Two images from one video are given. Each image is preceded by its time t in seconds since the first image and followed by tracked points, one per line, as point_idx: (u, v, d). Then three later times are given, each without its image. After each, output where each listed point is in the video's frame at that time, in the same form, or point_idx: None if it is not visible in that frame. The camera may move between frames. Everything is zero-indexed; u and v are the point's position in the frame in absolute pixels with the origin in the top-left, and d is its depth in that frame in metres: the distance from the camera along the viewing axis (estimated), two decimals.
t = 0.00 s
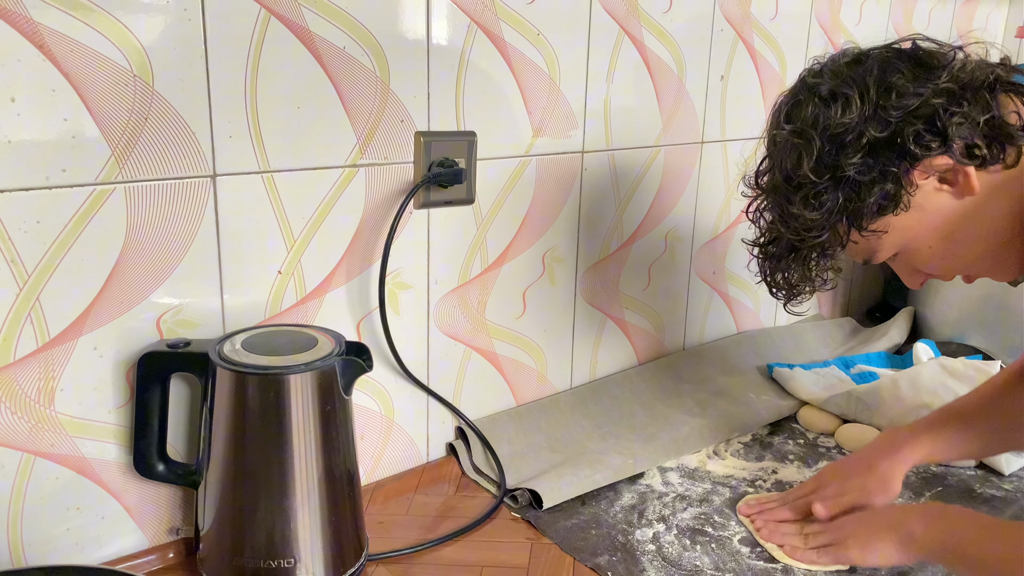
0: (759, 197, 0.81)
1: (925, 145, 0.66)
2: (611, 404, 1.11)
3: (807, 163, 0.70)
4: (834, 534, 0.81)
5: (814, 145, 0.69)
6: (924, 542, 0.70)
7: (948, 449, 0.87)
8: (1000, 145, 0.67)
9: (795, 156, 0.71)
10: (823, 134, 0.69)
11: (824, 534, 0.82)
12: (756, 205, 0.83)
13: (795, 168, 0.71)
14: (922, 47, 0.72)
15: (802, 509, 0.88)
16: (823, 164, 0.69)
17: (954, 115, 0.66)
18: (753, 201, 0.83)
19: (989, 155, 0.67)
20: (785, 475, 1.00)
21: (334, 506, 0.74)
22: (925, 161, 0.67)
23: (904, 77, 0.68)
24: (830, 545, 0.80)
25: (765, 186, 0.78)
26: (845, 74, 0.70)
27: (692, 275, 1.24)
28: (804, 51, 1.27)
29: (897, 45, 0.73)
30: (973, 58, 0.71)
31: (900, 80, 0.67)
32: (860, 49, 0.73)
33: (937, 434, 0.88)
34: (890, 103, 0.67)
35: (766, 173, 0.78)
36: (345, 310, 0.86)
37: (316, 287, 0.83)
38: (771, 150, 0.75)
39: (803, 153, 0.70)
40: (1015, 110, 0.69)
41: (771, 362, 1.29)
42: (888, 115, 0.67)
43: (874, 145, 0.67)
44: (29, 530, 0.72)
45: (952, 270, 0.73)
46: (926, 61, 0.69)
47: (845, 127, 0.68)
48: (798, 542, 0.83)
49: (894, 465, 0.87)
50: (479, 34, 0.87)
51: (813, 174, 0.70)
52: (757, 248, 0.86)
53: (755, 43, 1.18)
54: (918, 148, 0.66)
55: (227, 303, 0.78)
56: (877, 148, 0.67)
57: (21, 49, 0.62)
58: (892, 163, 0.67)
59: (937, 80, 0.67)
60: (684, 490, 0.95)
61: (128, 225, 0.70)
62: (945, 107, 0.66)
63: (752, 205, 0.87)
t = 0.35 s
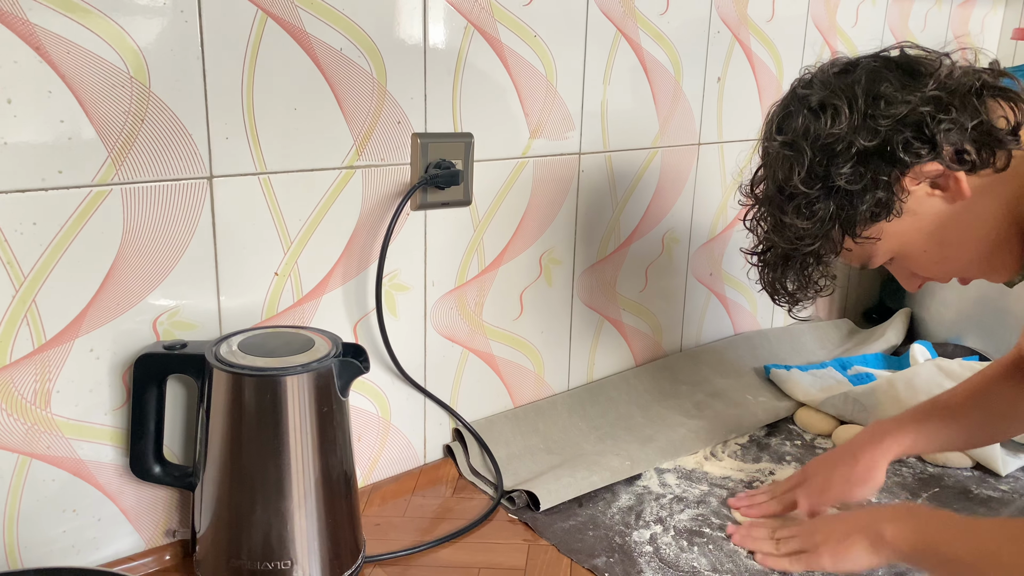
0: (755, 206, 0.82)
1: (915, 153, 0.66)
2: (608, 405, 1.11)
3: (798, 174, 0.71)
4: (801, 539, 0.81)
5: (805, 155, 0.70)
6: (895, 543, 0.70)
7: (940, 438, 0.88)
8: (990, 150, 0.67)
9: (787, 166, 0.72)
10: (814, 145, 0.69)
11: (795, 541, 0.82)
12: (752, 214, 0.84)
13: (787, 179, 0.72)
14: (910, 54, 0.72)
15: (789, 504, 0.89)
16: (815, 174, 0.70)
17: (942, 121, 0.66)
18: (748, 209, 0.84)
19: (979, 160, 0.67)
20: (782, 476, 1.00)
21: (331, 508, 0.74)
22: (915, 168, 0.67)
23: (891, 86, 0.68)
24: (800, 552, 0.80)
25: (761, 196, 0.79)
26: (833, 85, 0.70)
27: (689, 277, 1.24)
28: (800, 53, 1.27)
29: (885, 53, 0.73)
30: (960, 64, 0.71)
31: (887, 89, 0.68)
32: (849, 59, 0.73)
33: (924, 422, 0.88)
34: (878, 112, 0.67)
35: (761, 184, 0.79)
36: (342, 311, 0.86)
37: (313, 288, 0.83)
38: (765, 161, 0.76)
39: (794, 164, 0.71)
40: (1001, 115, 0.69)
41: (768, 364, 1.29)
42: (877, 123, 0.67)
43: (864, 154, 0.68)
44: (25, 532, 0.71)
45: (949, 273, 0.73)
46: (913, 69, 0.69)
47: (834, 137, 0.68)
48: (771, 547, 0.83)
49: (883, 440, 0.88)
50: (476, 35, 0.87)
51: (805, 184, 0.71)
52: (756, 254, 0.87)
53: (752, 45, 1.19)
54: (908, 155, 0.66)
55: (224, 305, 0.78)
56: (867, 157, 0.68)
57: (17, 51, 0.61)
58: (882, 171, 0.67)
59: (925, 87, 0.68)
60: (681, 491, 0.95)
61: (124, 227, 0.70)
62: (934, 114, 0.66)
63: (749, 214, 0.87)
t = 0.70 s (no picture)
0: (744, 212, 0.82)
1: (899, 158, 0.67)
2: (603, 407, 1.11)
3: (785, 180, 0.71)
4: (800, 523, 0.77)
5: (791, 162, 0.70)
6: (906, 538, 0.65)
7: (942, 429, 0.87)
8: (973, 153, 0.67)
9: (774, 173, 0.72)
10: (800, 151, 0.70)
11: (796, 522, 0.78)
12: (741, 220, 0.84)
13: (774, 185, 0.72)
14: (893, 60, 0.72)
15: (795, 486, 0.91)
16: (801, 181, 0.70)
17: (925, 126, 0.66)
18: (738, 216, 0.84)
19: (962, 164, 0.67)
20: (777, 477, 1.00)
21: (326, 511, 0.74)
22: (900, 173, 0.68)
23: (875, 92, 0.68)
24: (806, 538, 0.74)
25: (750, 201, 0.79)
26: (818, 92, 0.70)
27: (683, 279, 1.24)
28: (793, 55, 1.27)
29: (869, 60, 0.73)
30: (942, 69, 0.71)
31: (871, 95, 0.68)
32: (833, 66, 0.73)
33: (927, 411, 0.88)
34: (862, 118, 0.67)
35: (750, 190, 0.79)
36: (336, 314, 0.86)
37: (308, 291, 0.84)
38: (753, 167, 0.76)
39: (780, 171, 0.71)
40: (984, 119, 0.69)
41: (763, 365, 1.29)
42: (862, 129, 0.67)
43: (849, 159, 0.68)
44: (18, 536, 0.71)
45: (937, 273, 0.74)
46: (896, 75, 0.69)
47: (819, 143, 0.68)
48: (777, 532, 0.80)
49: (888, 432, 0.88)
50: (470, 38, 0.87)
51: (792, 191, 0.71)
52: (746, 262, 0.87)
53: (745, 47, 1.19)
54: (893, 161, 0.67)
55: (218, 308, 0.78)
56: (852, 163, 0.68)
57: (11, 54, 0.62)
58: (868, 176, 0.68)
59: (907, 93, 0.68)
60: (676, 493, 0.95)
61: (118, 230, 0.70)
62: (916, 119, 0.67)
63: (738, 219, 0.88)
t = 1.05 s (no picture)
0: (734, 217, 0.82)
1: (885, 161, 0.67)
2: (599, 409, 1.12)
3: (773, 183, 0.71)
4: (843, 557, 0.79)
5: (779, 166, 0.71)
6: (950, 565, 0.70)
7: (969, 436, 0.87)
8: (957, 156, 0.68)
9: (762, 176, 0.72)
10: (787, 155, 0.70)
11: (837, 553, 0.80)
12: (732, 224, 0.85)
13: (763, 189, 0.73)
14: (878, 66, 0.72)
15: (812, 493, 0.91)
16: (789, 184, 0.70)
17: (909, 130, 0.66)
18: (729, 221, 0.84)
19: (946, 167, 0.68)
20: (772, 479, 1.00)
21: (321, 514, 0.74)
22: (885, 176, 0.68)
23: (860, 97, 0.68)
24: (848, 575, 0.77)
25: (740, 206, 0.80)
26: (804, 97, 0.71)
27: (679, 281, 1.24)
28: (788, 57, 1.28)
29: (854, 66, 0.73)
30: (926, 73, 0.71)
31: (856, 99, 0.68)
32: (820, 72, 0.74)
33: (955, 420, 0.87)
34: (848, 122, 0.67)
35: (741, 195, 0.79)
36: (332, 316, 0.86)
37: (303, 294, 0.84)
38: (742, 172, 0.77)
39: (768, 174, 0.72)
40: (968, 123, 0.69)
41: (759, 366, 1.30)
42: (847, 133, 0.67)
43: (835, 163, 0.68)
44: (14, 540, 0.71)
45: (925, 275, 0.75)
46: (881, 80, 0.70)
47: (806, 147, 0.69)
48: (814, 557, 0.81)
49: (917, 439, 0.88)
50: (465, 42, 0.88)
51: (780, 194, 0.71)
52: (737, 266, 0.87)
53: (740, 50, 1.19)
54: (878, 164, 0.67)
55: (213, 311, 0.78)
56: (838, 167, 0.68)
57: (6, 58, 0.62)
58: (854, 179, 0.68)
59: (891, 97, 0.68)
60: (671, 494, 0.95)
61: (113, 233, 0.70)
62: (900, 123, 0.67)
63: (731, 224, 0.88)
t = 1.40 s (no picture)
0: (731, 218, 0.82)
1: (879, 161, 0.67)
2: (595, 409, 1.12)
3: (768, 184, 0.71)
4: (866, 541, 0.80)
5: (774, 167, 0.71)
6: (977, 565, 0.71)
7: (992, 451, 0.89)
8: (951, 156, 0.68)
9: (758, 178, 0.73)
10: (781, 156, 0.70)
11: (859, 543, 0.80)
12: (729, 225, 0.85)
13: (758, 189, 0.73)
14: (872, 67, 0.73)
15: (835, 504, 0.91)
16: (784, 185, 0.71)
17: (902, 130, 0.67)
18: (726, 223, 0.85)
19: (939, 167, 0.68)
20: (768, 478, 1.00)
21: (317, 514, 0.74)
22: (880, 176, 0.68)
23: (853, 98, 0.69)
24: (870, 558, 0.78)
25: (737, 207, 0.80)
26: (799, 99, 0.71)
27: (675, 281, 1.25)
28: (784, 58, 1.28)
29: (848, 68, 0.73)
30: (919, 75, 0.72)
31: (849, 100, 0.68)
32: (814, 73, 0.74)
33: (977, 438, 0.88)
34: (841, 123, 0.68)
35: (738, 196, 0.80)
36: (328, 317, 0.86)
37: (300, 294, 0.84)
38: (739, 173, 0.77)
39: (763, 175, 0.72)
40: (962, 123, 0.69)
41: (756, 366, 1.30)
42: (841, 133, 0.67)
43: (830, 163, 0.68)
44: (10, 540, 0.71)
45: (922, 275, 0.75)
46: (875, 81, 0.70)
47: (800, 148, 0.69)
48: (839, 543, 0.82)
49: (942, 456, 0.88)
50: (461, 42, 0.88)
51: (775, 195, 0.71)
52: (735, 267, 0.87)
53: (736, 50, 1.20)
54: (872, 164, 0.67)
55: (209, 311, 0.78)
56: (833, 167, 0.68)
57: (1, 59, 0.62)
58: (849, 179, 0.68)
59: (885, 97, 0.68)
60: (668, 494, 0.95)
61: (109, 234, 0.70)
62: (894, 123, 0.67)
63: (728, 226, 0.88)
